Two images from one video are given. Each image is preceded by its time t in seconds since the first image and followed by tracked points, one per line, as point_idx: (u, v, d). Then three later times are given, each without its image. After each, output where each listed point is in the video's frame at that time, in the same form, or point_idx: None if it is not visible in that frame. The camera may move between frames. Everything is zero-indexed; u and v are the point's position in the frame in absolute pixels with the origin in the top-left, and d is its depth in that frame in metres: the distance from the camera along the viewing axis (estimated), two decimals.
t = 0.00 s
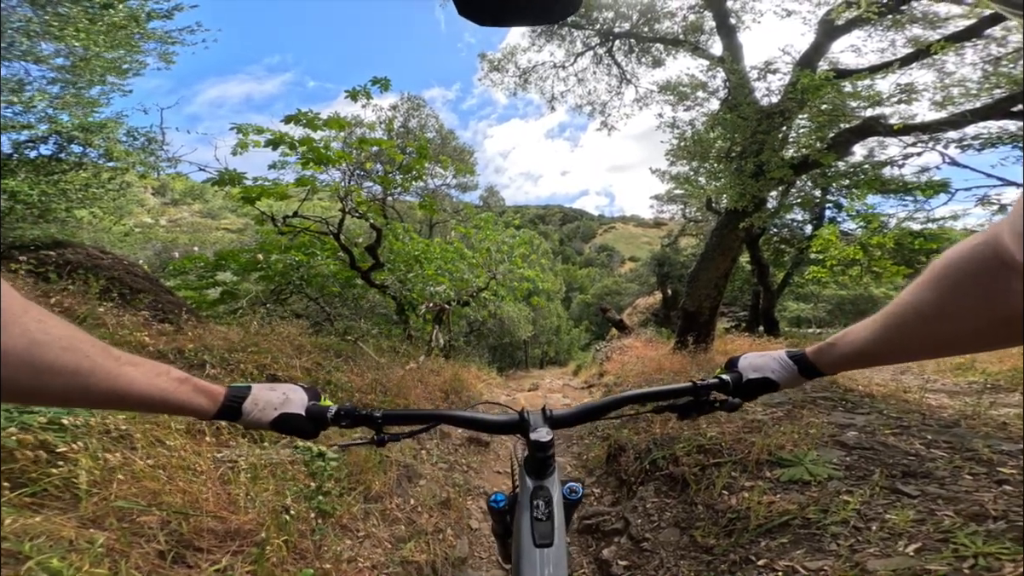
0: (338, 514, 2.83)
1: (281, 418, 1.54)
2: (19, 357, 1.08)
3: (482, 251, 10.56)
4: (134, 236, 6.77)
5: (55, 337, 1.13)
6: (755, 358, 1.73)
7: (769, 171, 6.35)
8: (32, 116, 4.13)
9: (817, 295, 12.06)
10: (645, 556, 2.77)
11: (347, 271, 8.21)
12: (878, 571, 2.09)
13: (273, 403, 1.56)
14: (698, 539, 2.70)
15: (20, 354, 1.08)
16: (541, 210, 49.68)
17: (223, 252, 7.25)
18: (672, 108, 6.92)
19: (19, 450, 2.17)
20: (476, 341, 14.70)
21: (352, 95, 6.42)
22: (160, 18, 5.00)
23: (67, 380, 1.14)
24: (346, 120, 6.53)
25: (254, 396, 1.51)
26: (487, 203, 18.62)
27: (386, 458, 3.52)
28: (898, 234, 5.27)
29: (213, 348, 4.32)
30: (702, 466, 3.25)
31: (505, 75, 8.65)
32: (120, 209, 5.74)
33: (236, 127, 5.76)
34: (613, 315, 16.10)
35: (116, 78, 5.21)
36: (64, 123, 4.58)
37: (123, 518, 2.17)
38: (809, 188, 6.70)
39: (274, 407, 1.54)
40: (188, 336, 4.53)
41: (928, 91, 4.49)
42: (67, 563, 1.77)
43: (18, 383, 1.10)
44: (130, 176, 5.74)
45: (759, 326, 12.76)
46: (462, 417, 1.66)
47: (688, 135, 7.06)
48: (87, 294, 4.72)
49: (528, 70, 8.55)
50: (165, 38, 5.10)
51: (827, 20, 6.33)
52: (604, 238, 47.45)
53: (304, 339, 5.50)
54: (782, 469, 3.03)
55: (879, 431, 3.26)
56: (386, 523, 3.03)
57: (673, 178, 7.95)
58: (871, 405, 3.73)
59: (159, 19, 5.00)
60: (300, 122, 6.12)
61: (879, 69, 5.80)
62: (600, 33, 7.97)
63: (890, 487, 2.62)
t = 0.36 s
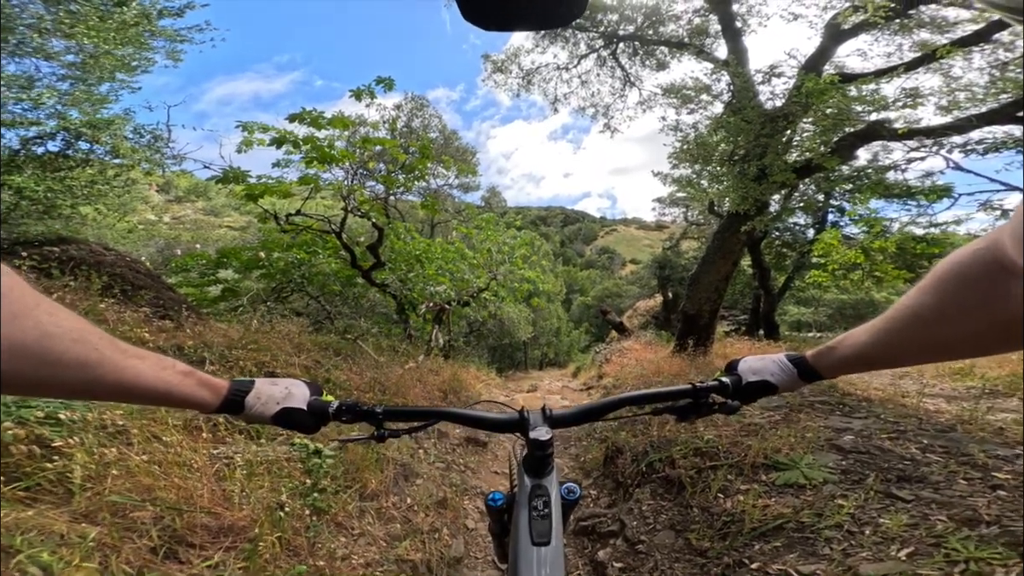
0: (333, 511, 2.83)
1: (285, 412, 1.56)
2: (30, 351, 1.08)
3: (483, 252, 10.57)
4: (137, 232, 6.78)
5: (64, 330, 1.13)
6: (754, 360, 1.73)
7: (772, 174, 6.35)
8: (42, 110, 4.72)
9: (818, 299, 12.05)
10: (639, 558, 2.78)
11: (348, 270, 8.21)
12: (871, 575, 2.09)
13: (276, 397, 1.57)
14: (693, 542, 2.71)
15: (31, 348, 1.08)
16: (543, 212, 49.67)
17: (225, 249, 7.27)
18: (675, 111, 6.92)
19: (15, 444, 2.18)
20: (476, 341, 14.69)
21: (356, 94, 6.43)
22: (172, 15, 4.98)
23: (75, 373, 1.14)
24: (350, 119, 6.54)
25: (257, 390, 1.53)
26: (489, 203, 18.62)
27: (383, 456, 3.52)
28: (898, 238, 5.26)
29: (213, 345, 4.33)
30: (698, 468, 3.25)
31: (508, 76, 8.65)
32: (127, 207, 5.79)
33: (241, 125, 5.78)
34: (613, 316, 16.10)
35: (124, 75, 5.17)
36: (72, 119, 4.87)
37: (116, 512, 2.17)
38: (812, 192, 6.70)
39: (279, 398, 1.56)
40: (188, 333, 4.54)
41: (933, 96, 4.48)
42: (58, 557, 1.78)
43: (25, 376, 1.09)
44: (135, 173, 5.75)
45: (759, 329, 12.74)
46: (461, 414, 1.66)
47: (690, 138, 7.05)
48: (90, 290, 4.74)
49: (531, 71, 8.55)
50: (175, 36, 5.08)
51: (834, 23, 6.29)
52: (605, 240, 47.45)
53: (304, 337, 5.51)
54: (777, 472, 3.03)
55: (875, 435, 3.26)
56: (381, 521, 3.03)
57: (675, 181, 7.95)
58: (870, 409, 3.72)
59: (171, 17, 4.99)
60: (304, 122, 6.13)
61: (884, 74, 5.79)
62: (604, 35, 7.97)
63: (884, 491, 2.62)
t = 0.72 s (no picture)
0: (329, 504, 2.85)
1: (284, 403, 1.56)
2: (49, 338, 1.10)
3: (486, 251, 10.59)
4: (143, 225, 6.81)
5: (80, 319, 1.16)
6: (746, 362, 1.85)
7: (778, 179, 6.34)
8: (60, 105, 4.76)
9: (821, 306, 12.02)
10: (632, 559, 2.80)
11: (351, 266, 8.25)
12: None
13: (278, 388, 1.59)
14: (684, 544, 2.73)
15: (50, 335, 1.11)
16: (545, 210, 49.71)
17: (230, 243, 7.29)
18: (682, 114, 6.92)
19: (16, 433, 2.20)
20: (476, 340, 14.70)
21: (364, 91, 6.45)
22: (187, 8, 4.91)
23: (90, 361, 1.16)
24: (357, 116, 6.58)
25: (259, 381, 1.55)
26: (493, 203, 18.63)
27: (381, 451, 3.54)
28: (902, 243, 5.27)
29: (215, 338, 4.35)
30: (693, 471, 3.26)
31: (515, 76, 8.66)
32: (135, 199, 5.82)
33: (251, 120, 5.81)
34: (614, 318, 16.11)
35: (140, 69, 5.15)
36: (87, 113, 4.91)
37: (112, 502, 2.19)
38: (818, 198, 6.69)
39: (278, 386, 1.57)
40: (192, 326, 4.56)
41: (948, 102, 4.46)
42: (51, 546, 1.79)
43: (42, 365, 1.11)
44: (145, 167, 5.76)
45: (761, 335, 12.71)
46: (458, 409, 1.67)
47: (698, 141, 7.08)
48: (95, 282, 4.76)
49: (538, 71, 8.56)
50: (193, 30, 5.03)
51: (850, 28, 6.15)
52: (608, 242, 47.43)
53: (306, 331, 5.53)
54: (771, 476, 3.04)
55: (870, 441, 3.25)
56: (377, 515, 3.05)
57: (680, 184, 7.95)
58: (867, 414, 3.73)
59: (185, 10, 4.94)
60: (313, 118, 6.16)
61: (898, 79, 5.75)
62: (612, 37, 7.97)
63: (875, 496, 2.62)
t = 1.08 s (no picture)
0: (330, 495, 2.87)
1: (293, 393, 1.58)
2: (73, 327, 1.16)
3: (490, 247, 10.62)
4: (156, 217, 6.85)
5: (101, 309, 1.21)
6: (751, 363, 1.72)
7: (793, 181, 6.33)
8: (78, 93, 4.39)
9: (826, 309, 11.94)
10: (628, 557, 2.82)
11: (357, 260, 8.37)
12: None
13: (287, 378, 1.60)
14: (680, 543, 2.76)
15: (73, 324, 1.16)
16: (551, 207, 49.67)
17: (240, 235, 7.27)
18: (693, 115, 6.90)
19: (26, 421, 2.22)
20: (479, 336, 14.71)
21: (375, 86, 6.46)
22: None
23: (109, 351, 1.23)
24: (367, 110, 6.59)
25: (268, 371, 1.57)
26: (498, 199, 18.64)
27: (383, 444, 3.55)
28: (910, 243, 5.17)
29: (223, 330, 4.38)
30: (692, 471, 3.27)
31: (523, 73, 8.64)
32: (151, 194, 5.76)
33: (264, 114, 5.82)
34: (619, 318, 16.10)
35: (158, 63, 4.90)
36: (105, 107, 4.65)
37: (117, 490, 2.22)
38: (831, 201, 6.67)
39: (286, 376, 1.58)
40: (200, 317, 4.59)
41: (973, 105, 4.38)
42: (56, 533, 1.80)
43: (62, 354, 1.17)
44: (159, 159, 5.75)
45: (765, 337, 12.67)
46: (463, 402, 1.69)
47: (710, 141, 7.03)
48: (108, 274, 4.79)
49: (546, 68, 8.55)
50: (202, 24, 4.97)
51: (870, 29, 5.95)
52: (613, 241, 47.35)
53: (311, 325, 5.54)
54: (769, 478, 3.04)
55: (870, 445, 3.23)
56: (376, 507, 3.06)
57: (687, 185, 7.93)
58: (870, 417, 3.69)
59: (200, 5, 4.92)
60: (324, 112, 6.17)
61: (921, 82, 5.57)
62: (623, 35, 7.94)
63: (871, 501, 2.61)
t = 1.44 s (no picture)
0: (342, 483, 2.90)
1: (278, 386, 1.64)
2: None
3: (499, 236, 10.61)
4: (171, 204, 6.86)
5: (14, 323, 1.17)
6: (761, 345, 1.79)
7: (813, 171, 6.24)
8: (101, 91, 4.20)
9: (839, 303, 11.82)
10: (637, 550, 2.82)
11: (368, 248, 8.36)
12: None
13: (271, 372, 1.67)
14: (690, 538, 2.75)
15: None
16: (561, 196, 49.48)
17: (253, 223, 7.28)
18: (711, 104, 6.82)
19: (43, 409, 2.22)
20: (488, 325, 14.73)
21: (386, 72, 6.43)
22: None
23: (34, 366, 1.19)
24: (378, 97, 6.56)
25: (251, 366, 1.63)
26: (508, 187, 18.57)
27: (392, 432, 3.57)
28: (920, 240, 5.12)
29: (237, 317, 4.40)
30: (705, 465, 3.27)
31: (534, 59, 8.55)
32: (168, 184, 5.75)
33: (275, 102, 5.79)
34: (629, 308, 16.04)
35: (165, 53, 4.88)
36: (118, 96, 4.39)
37: (133, 479, 2.24)
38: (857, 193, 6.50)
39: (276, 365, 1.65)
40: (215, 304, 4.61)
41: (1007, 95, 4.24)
42: (72, 522, 1.83)
43: None
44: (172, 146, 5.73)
45: (777, 330, 12.57)
46: (458, 394, 1.75)
47: (733, 133, 6.82)
48: (125, 262, 4.85)
49: (558, 55, 8.46)
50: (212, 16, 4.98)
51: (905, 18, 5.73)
52: (623, 230, 47.14)
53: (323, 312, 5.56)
54: (785, 473, 3.04)
55: (888, 442, 3.21)
56: (386, 495, 3.08)
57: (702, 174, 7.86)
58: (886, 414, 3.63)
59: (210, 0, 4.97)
60: (336, 98, 6.13)
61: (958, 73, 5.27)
62: (638, 21, 7.84)
63: (889, 499, 2.59)
